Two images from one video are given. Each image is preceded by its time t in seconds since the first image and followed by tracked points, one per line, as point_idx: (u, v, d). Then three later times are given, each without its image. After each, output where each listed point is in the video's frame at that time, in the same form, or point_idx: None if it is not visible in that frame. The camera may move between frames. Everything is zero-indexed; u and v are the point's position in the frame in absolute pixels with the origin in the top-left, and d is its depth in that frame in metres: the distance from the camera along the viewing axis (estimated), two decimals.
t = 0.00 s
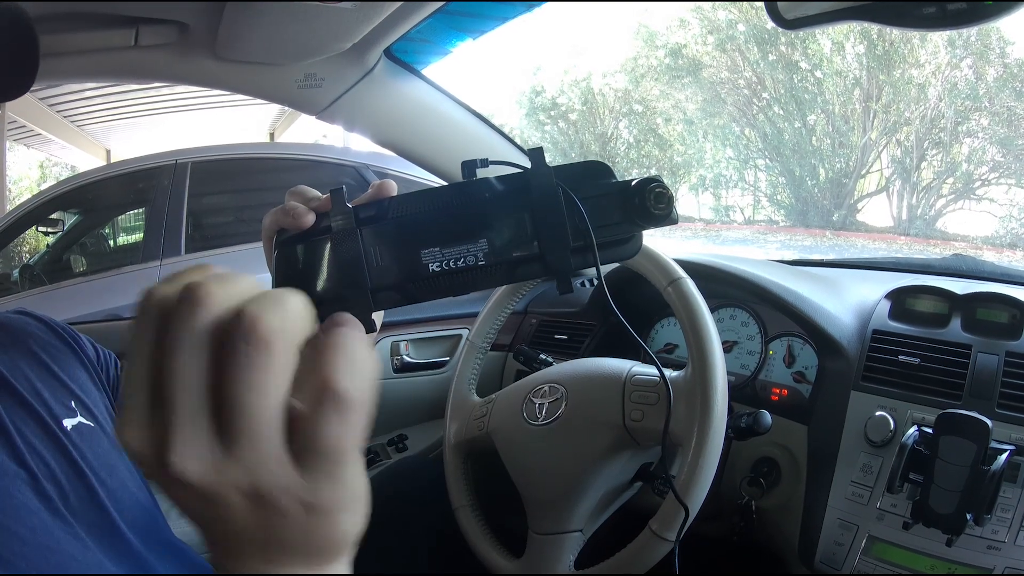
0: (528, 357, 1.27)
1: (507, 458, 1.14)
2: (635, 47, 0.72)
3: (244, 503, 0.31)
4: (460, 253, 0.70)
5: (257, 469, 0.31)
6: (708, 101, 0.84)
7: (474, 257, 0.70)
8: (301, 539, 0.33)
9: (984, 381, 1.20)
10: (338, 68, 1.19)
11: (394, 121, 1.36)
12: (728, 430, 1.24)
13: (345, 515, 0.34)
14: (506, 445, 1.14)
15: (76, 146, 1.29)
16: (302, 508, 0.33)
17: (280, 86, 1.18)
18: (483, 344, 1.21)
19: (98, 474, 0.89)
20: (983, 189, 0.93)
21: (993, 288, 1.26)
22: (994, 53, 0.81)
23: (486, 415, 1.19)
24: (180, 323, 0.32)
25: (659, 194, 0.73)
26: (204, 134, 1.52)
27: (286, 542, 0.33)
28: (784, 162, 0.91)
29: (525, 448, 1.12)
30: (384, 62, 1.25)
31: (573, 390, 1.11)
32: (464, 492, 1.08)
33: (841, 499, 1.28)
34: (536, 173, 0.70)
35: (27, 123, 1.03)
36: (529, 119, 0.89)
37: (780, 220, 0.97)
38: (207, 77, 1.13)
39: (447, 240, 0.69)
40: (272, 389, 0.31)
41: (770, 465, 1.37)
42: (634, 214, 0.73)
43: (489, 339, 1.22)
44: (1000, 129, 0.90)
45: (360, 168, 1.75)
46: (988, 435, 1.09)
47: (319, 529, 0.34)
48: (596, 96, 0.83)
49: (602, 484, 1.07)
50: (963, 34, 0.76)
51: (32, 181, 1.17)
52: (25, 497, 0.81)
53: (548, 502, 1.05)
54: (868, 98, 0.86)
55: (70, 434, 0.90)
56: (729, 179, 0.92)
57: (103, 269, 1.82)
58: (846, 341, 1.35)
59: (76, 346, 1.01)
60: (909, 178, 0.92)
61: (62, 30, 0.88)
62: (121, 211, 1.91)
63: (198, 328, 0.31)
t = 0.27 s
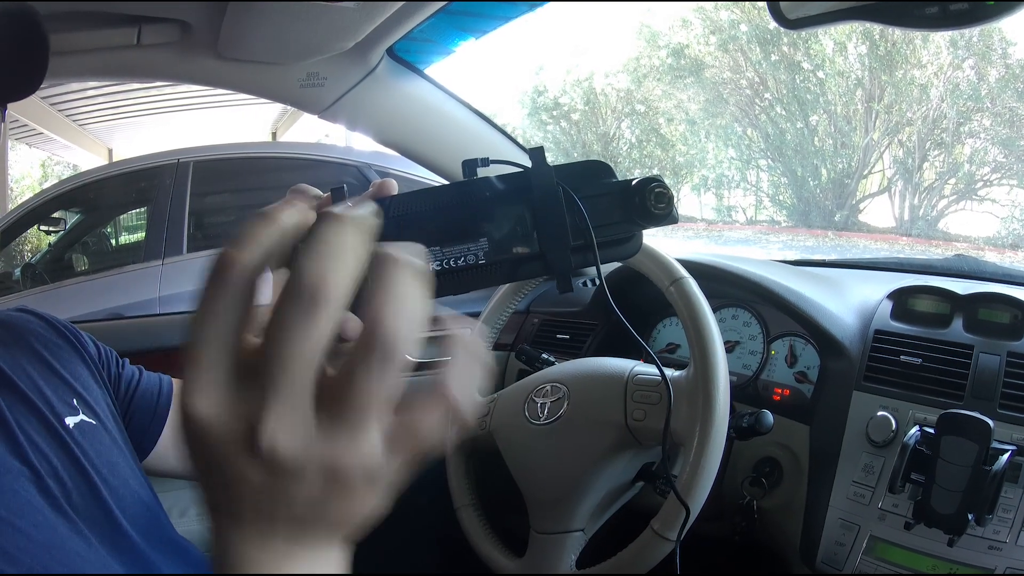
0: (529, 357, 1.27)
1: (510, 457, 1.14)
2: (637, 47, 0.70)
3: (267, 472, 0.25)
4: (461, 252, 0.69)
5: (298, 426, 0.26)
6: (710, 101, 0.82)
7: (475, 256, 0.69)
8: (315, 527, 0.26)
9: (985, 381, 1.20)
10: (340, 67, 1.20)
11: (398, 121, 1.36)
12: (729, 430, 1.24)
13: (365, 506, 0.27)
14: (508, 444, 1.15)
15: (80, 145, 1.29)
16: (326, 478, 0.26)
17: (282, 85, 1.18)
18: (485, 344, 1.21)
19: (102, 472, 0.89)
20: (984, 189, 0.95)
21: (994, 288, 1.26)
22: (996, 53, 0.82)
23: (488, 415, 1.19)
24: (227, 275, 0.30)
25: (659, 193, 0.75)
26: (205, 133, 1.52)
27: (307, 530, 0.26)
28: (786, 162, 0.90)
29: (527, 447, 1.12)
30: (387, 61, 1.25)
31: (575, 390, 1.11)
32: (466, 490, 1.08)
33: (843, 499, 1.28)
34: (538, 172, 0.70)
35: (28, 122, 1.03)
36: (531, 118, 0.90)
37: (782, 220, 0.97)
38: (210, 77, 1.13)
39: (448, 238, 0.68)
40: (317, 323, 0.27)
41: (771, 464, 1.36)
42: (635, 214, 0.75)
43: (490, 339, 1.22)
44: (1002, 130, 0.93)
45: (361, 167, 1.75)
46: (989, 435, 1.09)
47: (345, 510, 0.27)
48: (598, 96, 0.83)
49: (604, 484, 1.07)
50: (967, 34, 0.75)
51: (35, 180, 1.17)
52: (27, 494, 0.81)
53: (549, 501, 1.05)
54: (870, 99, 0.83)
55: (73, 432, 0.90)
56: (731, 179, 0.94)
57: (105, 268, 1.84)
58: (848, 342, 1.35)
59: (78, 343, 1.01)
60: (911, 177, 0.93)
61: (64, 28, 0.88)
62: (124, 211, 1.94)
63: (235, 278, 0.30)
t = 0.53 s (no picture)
0: (530, 356, 1.27)
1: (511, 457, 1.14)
2: (637, 48, 0.70)
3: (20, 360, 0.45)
4: (464, 253, 0.70)
5: None
6: (711, 101, 0.81)
7: (479, 257, 0.70)
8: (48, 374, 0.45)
9: (987, 380, 1.20)
10: (341, 66, 1.19)
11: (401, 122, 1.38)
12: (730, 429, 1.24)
13: (84, 378, 0.46)
14: (508, 443, 1.15)
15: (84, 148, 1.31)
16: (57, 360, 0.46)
17: (282, 85, 1.18)
18: (486, 343, 1.22)
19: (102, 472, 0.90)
20: (984, 188, 0.95)
21: (995, 287, 1.27)
22: (997, 52, 0.82)
23: (490, 414, 1.20)
24: None
25: (658, 195, 0.73)
26: (207, 134, 1.53)
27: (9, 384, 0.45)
28: (787, 161, 0.90)
29: (528, 447, 1.12)
30: (388, 61, 1.25)
31: (576, 389, 1.12)
32: (467, 490, 1.09)
33: (844, 497, 1.28)
34: (540, 173, 0.69)
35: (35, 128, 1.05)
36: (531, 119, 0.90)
37: (783, 220, 0.97)
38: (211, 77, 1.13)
39: (451, 240, 0.70)
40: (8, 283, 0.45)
41: (773, 464, 1.37)
42: (635, 215, 0.73)
43: (491, 339, 1.23)
44: (1003, 128, 0.93)
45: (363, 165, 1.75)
46: (989, 434, 1.09)
47: (87, 381, 0.46)
48: (599, 96, 0.82)
49: (605, 483, 1.07)
50: (966, 32, 0.76)
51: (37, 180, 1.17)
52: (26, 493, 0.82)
53: (550, 501, 1.06)
54: (871, 98, 0.83)
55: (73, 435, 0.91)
56: (732, 179, 0.92)
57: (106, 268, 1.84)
58: (849, 341, 1.35)
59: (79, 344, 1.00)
60: (912, 177, 0.93)
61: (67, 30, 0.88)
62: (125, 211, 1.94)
63: (16, 239, 0.46)
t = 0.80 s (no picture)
0: (530, 356, 1.27)
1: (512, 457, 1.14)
2: (638, 48, 0.70)
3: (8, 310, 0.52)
4: (466, 252, 0.70)
5: None
6: (712, 100, 0.80)
7: (481, 257, 0.70)
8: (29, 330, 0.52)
9: (987, 380, 1.20)
10: (342, 66, 1.19)
11: (402, 122, 1.38)
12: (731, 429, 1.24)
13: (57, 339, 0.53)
14: (509, 443, 1.15)
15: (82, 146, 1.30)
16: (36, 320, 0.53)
17: (283, 85, 1.18)
18: (487, 343, 1.22)
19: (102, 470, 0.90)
20: (985, 188, 0.95)
21: (996, 287, 1.27)
22: (998, 52, 0.82)
23: (490, 414, 1.20)
24: None
25: (660, 196, 0.71)
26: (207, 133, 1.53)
27: None
28: (788, 161, 0.90)
29: (529, 447, 1.12)
30: (388, 61, 1.25)
31: (576, 389, 1.11)
32: (468, 490, 1.09)
33: (845, 498, 1.28)
34: (542, 173, 0.69)
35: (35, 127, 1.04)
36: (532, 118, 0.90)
37: (783, 220, 0.98)
38: (211, 77, 1.13)
39: (452, 239, 0.70)
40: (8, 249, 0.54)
41: (773, 464, 1.37)
42: (634, 215, 0.72)
43: (492, 339, 1.23)
44: (1005, 129, 0.93)
45: (364, 165, 1.75)
46: (990, 435, 1.09)
47: (57, 334, 0.53)
48: (600, 96, 0.81)
49: (606, 483, 1.07)
50: (967, 33, 0.76)
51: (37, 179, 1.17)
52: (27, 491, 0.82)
53: (551, 501, 1.06)
54: (872, 99, 0.82)
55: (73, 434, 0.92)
56: (733, 179, 0.92)
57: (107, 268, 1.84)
58: (850, 341, 1.35)
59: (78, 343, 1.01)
60: (913, 178, 0.92)
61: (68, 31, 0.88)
62: (125, 211, 1.94)
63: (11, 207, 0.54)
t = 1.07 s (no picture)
0: (530, 356, 1.27)
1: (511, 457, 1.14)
2: (639, 49, 0.70)
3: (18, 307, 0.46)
4: (467, 251, 0.70)
5: None
6: (711, 102, 0.80)
7: (481, 256, 0.70)
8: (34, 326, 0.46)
9: (986, 383, 1.21)
10: (343, 66, 1.19)
11: (402, 122, 1.38)
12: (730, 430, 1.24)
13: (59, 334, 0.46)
14: (508, 444, 1.15)
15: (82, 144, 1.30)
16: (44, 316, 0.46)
17: (284, 84, 1.18)
18: (486, 344, 1.22)
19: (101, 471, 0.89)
20: (985, 191, 0.96)
21: (996, 290, 1.27)
22: (998, 54, 0.83)
23: (490, 415, 1.20)
24: None
25: (660, 195, 0.72)
26: (207, 132, 1.53)
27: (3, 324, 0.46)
28: (788, 162, 0.89)
29: (528, 447, 1.12)
30: (389, 60, 1.25)
31: (575, 390, 1.11)
32: (467, 490, 1.09)
33: (844, 499, 1.28)
34: (542, 173, 0.70)
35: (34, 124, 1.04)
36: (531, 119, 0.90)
37: (783, 222, 0.98)
38: (212, 75, 1.13)
39: (453, 238, 0.70)
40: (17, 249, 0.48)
41: (772, 465, 1.37)
42: (635, 216, 0.73)
43: (492, 340, 1.23)
44: (1005, 131, 0.94)
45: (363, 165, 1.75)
46: (989, 438, 1.08)
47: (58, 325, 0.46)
48: (600, 96, 0.82)
49: (605, 484, 1.07)
50: (967, 34, 0.77)
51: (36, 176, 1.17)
52: (26, 492, 0.82)
53: (550, 501, 1.05)
54: (871, 101, 0.81)
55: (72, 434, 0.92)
56: (733, 180, 0.92)
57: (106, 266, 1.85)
58: (850, 344, 1.35)
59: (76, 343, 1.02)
60: (913, 180, 0.92)
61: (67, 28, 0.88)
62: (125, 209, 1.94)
63: (19, 202, 0.49)
